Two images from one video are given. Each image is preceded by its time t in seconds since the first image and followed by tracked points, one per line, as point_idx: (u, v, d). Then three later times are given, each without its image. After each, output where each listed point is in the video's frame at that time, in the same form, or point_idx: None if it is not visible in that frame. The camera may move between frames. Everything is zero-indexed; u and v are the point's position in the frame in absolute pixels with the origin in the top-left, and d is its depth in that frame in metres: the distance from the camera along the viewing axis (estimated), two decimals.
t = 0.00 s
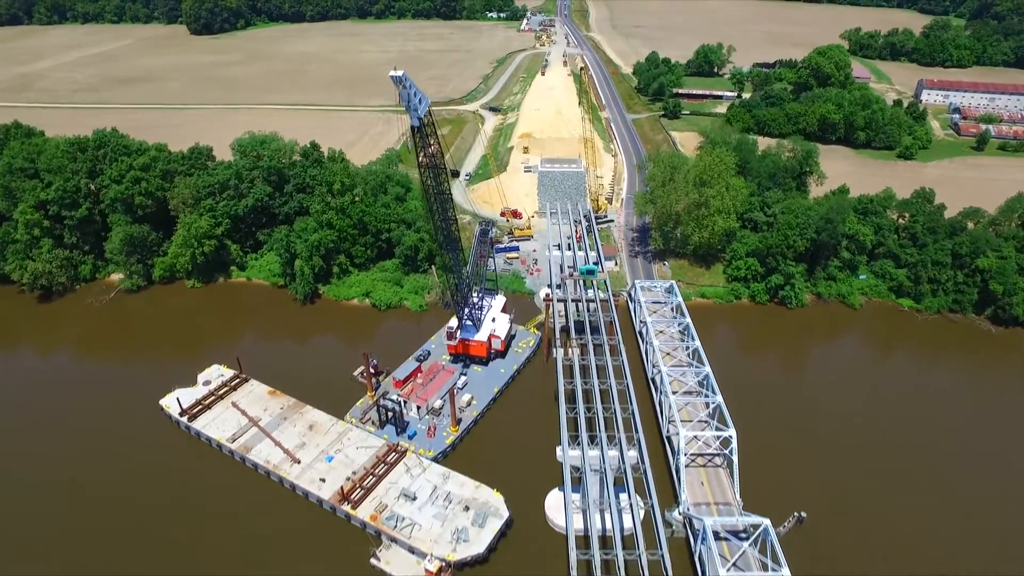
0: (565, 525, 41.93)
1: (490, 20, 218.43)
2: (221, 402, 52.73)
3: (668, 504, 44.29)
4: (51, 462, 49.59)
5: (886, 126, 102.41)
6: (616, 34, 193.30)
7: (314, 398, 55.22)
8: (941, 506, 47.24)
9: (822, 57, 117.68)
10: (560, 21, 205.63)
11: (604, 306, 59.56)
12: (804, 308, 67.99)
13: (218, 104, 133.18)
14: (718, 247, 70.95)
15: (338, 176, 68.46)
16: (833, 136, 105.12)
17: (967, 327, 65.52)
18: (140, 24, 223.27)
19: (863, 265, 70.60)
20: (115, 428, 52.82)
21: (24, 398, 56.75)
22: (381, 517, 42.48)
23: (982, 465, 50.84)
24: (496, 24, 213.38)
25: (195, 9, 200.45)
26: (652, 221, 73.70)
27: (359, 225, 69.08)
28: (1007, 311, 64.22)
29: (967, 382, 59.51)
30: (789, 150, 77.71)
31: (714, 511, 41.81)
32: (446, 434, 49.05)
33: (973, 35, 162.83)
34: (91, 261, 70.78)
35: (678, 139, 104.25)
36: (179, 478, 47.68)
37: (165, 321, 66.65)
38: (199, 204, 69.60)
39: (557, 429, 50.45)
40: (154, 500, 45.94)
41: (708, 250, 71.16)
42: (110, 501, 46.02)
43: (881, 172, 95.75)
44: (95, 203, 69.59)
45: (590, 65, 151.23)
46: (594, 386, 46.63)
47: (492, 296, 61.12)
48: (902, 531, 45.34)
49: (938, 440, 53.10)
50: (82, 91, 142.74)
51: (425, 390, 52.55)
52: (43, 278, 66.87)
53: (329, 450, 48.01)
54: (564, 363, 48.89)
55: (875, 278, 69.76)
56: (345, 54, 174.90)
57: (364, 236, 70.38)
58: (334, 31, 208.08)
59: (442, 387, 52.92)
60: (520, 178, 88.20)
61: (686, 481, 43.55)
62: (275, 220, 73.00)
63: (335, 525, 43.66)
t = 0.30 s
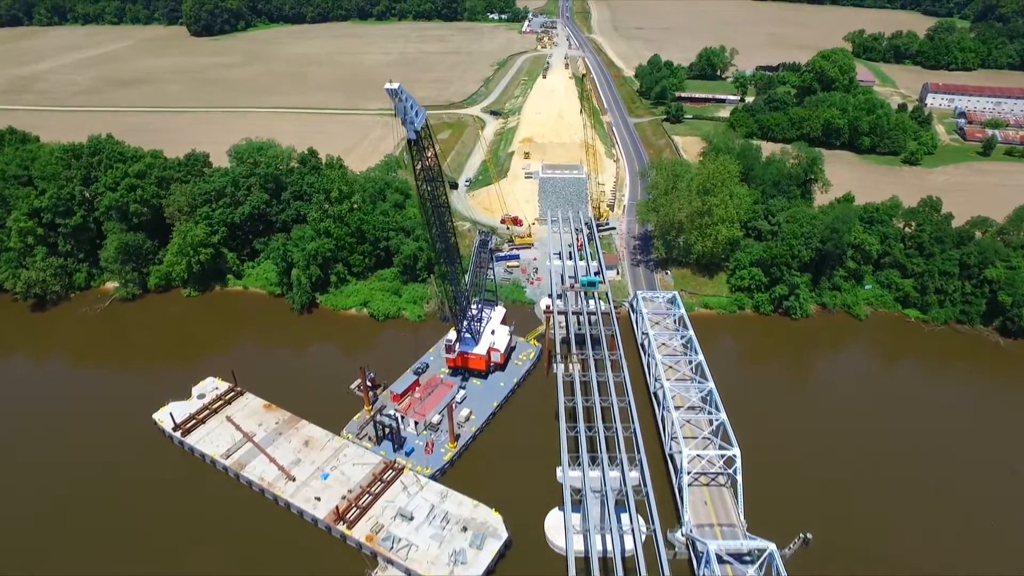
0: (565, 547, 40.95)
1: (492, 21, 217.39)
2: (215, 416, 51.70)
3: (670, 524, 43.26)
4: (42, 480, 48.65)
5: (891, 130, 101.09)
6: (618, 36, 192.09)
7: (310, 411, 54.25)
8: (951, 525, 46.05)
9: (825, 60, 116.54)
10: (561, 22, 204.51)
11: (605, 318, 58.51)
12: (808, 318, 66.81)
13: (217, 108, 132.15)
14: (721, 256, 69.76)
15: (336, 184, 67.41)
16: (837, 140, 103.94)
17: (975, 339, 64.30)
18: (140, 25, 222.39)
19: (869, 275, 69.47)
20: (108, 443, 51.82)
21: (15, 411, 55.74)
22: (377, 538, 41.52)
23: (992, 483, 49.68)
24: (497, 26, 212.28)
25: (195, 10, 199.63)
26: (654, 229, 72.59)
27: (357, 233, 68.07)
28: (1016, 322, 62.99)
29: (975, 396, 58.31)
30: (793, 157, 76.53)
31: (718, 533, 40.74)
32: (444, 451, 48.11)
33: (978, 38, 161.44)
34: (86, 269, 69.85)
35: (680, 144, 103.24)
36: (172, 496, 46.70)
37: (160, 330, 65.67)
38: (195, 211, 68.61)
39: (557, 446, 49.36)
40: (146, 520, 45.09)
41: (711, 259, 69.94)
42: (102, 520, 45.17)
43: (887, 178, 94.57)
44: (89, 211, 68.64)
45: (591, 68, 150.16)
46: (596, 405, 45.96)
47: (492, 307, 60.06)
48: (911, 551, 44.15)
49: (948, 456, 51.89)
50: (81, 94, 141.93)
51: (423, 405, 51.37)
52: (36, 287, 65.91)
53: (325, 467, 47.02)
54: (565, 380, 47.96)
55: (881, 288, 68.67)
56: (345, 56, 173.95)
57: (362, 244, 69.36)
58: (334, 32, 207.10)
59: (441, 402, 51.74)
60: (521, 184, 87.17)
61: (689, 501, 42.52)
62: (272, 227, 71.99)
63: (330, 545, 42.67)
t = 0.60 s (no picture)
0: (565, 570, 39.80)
1: (493, 23, 216.33)
2: (210, 431, 50.68)
3: (674, 545, 42.13)
4: (31, 496, 47.62)
5: (896, 136, 99.83)
6: (619, 38, 190.90)
7: (306, 424, 53.14)
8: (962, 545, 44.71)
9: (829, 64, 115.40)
10: (562, 24, 203.47)
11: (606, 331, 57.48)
12: (814, 328, 65.62)
13: (216, 111, 131.24)
14: (725, 266, 68.60)
15: (334, 192, 66.45)
16: (842, 146, 102.71)
17: (983, 351, 63.06)
18: (140, 26, 221.33)
19: (875, 284, 68.29)
20: (99, 458, 50.75)
21: (4, 423, 54.67)
22: (373, 559, 40.54)
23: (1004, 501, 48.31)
24: (498, 27, 211.16)
25: (195, 12, 198.71)
26: (656, 238, 71.51)
27: (355, 241, 67.10)
28: None
29: (985, 410, 57.04)
30: (797, 164, 75.43)
31: (722, 556, 39.58)
32: (442, 468, 47.15)
33: (983, 40, 160.08)
34: (80, 277, 68.88)
35: (683, 148, 102.26)
36: (163, 514, 45.58)
37: (155, 340, 64.71)
38: (191, 219, 67.69)
39: (558, 463, 48.26)
40: (136, 538, 44.05)
41: (715, 268, 68.75)
42: (90, 539, 44.15)
43: (891, 184, 93.43)
44: (84, 219, 67.82)
45: (593, 70, 148.99)
46: (597, 422, 44.99)
47: (492, 318, 59.06)
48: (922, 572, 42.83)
49: (959, 472, 50.54)
50: (79, 97, 140.98)
51: (420, 420, 50.49)
52: (29, 296, 64.96)
53: (320, 485, 45.98)
54: (565, 396, 46.98)
55: (887, 298, 67.41)
56: (346, 58, 172.91)
57: (360, 253, 68.37)
58: (334, 34, 206.04)
59: (439, 417, 50.83)
60: (521, 190, 86.18)
61: (693, 523, 41.36)
62: (269, 235, 71.03)
63: (325, 567, 41.62)
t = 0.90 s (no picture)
0: None
1: (494, 24, 215.35)
2: (203, 446, 49.67)
3: (677, 567, 40.97)
4: (19, 511, 46.52)
5: (901, 141, 98.79)
6: (621, 40, 189.91)
7: (302, 438, 52.08)
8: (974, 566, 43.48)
9: (833, 68, 114.35)
10: (564, 26, 202.47)
11: (607, 344, 56.39)
12: (819, 340, 64.53)
13: (215, 114, 130.26)
14: (728, 275, 67.55)
15: (331, 200, 65.50)
16: (846, 151, 101.70)
17: (992, 363, 61.89)
18: (140, 27, 220.50)
19: (881, 295, 67.22)
20: (89, 472, 49.64)
21: None
22: None
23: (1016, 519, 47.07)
24: (499, 29, 210.18)
25: (195, 13, 197.86)
26: (659, 247, 70.54)
27: (352, 250, 66.16)
28: None
29: (994, 425, 55.88)
30: (801, 171, 74.40)
31: None
32: (440, 485, 46.10)
33: (988, 43, 158.91)
34: (75, 286, 67.98)
35: (685, 153, 101.27)
36: (153, 531, 44.47)
37: (149, 350, 63.68)
38: (186, 227, 66.75)
39: (558, 480, 47.14)
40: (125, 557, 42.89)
41: (718, 277, 67.69)
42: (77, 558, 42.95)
43: (897, 190, 92.33)
44: (78, 227, 66.96)
45: (595, 73, 148.09)
46: (598, 441, 44.02)
47: (491, 330, 58.13)
48: None
49: (968, 490, 49.32)
50: (78, 99, 140.14)
51: (418, 436, 49.51)
52: (23, 305, 64.08)
53: (315, 504, 44.96)
54: (565, 412, 45.91)
55: (893, 308, 66.33)
56: (346, 60, 172.05)
57: (358, 262, 67.43)
58: (335, 35, 205.13)
59: (437, 433, 49.87)
60: (522, 197, 85.25)
61: (697, 545, 40.22)
62: (265, 243, 70.06)
63: None
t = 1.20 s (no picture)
0: None
1: (495, 26, 214.18)
2: (196, 463, 48.74)
3: None
4: (7, 528, 45.53)
5: (906, 146, 97.56)
6: (623, 42, 188.68)
7: (297, 453, 51.02)
8: None
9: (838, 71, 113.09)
10: (565, 27, 201.33)
11: (608, 358, 55.38)
12: (824, 351, 63.42)
13: (213, 118, 129.35)
14: (732, 285, 66.46)
15: (328, 209, 64.42)
16: (850, 156, 100.51)
17: (1001, 376, 60.69)
18: (139, 29, 219.67)
19: (887, 305, 66.11)
20: (78, 487, 48.66)
21: None
22: None
23: None
24: (500, 30, 209.02)
25: (195, 14, 196.98)
26: (661, 256, 69.51)
27: (350, 259, 65.17)
28: None
29: (1004, 440, 54.63)
30: (806, 179, 73.24)
31: None
32: (437, 504, 45.04)
33: (993, 45, 157.42)
34: (68, 295, 67.12)
35: (688, 158, 100.17)
36: (143, 550, 43.49)
37: (143, 360, 62.70)
38: (182, 236, 65.83)
39: (558, 499, 46.14)
40: None
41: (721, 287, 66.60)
42: None
43: (902, 196, 91.13)
44: (71, 236, 66.06)
45: (596, 76, 146.95)
46: (598, 461, 43.04)
47: (491, 343, 57.04)
48: None
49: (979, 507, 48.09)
50: (75, 102, 139.37)
51: (416, 452, 48.48)
52: (15, 314, 63.20)
53: (310, 523, 43.93)
54: (565, 430, 44.87)
55: (899, 319, 65.20)
56: (346, 63, 171.06)
57: (356, 271, 66.45)
58: (335, 37, 204.15)
59: (435, 449, 48.84)
60: (522, 203, 84.24)
61: (700, 570, 39.08)
62: (262, 252, 69.10)
63: None
